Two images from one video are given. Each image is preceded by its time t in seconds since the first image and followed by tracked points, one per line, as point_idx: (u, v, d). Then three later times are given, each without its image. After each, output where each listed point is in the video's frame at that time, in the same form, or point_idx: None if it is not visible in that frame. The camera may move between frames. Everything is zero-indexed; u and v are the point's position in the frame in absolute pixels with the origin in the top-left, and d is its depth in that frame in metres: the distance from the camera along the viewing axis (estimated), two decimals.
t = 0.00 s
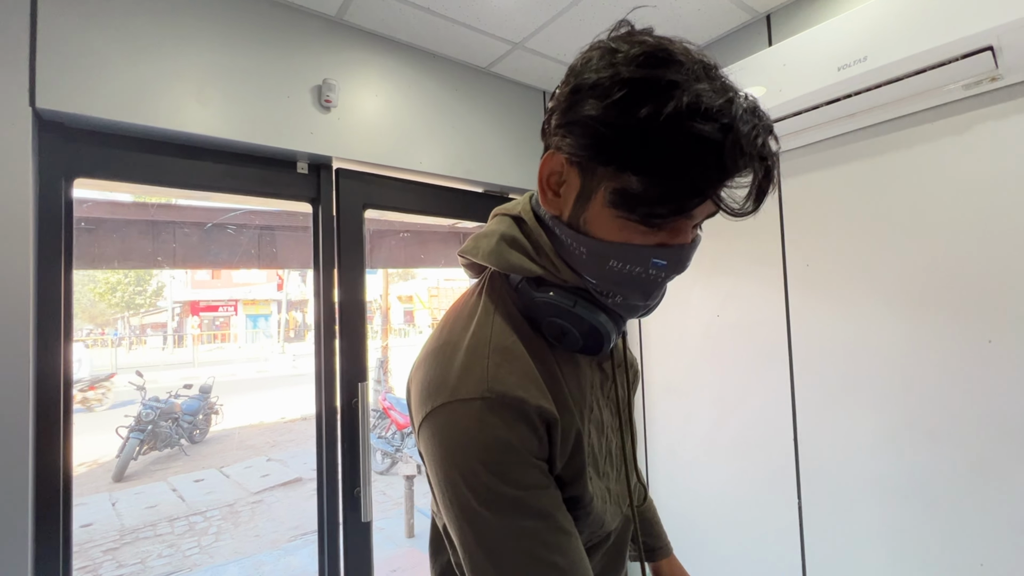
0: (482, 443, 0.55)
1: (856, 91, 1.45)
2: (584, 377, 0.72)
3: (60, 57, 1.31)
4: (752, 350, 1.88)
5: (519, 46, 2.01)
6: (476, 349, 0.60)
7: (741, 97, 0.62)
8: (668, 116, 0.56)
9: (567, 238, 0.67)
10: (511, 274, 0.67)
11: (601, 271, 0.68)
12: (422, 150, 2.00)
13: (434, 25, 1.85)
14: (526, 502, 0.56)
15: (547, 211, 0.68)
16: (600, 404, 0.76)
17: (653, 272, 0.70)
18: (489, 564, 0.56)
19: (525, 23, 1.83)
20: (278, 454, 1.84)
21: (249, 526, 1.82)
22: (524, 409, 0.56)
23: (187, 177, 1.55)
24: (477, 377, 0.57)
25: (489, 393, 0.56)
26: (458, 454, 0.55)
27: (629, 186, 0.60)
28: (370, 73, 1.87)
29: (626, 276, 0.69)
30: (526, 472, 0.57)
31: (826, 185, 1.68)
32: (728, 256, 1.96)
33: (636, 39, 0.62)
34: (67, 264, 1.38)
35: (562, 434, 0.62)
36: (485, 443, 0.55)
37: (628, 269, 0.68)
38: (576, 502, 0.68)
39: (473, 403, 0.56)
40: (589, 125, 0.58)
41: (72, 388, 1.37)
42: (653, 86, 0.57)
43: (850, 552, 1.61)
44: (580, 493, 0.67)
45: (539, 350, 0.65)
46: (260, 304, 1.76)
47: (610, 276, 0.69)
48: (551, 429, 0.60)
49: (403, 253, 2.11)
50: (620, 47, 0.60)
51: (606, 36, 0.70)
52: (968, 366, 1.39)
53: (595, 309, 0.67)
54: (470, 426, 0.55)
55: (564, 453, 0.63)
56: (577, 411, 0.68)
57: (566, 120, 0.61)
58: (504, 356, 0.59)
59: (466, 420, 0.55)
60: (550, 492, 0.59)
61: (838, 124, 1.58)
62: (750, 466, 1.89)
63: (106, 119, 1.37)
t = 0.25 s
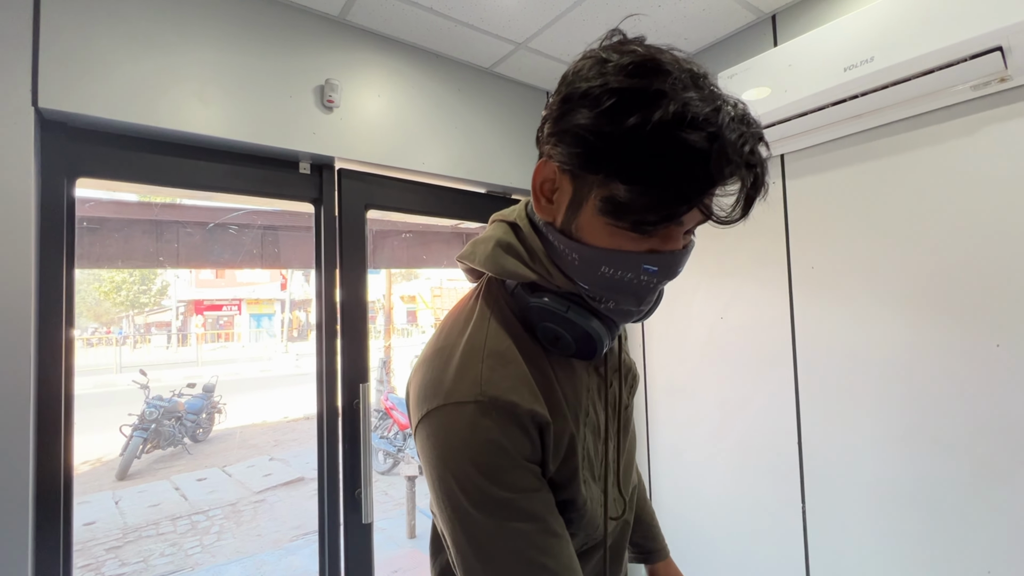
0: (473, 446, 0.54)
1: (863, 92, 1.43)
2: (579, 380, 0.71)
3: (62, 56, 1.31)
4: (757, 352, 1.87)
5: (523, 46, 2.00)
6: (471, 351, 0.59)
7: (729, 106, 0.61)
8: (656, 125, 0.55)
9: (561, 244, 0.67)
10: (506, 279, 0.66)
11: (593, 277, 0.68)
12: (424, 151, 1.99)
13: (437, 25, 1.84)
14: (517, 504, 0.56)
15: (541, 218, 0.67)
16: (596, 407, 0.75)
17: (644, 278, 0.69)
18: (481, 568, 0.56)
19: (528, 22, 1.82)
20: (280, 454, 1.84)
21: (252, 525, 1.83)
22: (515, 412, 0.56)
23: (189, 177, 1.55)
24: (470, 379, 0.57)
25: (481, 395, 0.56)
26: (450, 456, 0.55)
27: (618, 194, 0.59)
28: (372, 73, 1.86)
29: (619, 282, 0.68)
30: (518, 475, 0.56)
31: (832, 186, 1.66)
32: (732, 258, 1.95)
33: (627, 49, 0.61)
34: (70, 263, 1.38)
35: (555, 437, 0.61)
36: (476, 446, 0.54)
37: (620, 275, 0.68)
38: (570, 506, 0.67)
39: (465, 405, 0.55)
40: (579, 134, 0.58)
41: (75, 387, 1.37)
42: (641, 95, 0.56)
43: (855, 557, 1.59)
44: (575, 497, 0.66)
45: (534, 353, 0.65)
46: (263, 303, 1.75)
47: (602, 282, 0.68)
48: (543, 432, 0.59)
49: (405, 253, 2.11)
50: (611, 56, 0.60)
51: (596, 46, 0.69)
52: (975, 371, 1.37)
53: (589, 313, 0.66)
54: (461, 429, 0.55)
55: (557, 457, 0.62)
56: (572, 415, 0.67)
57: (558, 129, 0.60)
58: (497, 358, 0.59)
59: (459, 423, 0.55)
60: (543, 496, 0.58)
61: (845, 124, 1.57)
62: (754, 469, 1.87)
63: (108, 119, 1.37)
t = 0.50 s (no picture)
0: (473, 442, 0.53)
1: (873, 89, 1.41)
2: (581, 377, 0.70)
3: (67, 52, 1.31)
4: (763, 353, 1.85)
5: (528, 43, 1.98)
6: (475, 347, 0.59)
7: (727, 110, 0.60)
8: (656, 129, 0.55)
9: (563, 244, 0.66)
10: (512, 279, 0.66)
11: (595, 276, 0.66)
12: (429, 149, 1.98)
13: (442, 22, 1.83)
14: (514, 500, 0.55)
15: (545, 218, 0.66)
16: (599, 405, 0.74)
17: (645, 277, 0.67)
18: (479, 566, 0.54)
19: (533, 19, 1.80)
20: (284, 452, 1.84)
21: (255, 523, 1.83)
22: (515, 408, 0.55)
23: (192, 174, 1.55)
24: (471, 374, 0.56)
25: (481, 390, 0.55)
26: (449, 451, 0.54)
27: (618, 195, 0.58)
28: (376, 70, 1.86)
29: (621, 280, 0.67)
30: (517, 473, 0.55)
31: (840, 186, 1.64)
32: (738, 258, 1.93)
33: (629, 54, 0.60)
34: (74, 259, 1.38)
35: (555, 435, 0.60)
36: (475, 442, 0.53)
37: (621, 273, 0.66)
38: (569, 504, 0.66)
39: (466, 400, 0.55)
40: (581, 138, 0.57)
41: (79, 383, 1.37)
42: (642, 99, 0.56)
43: (862, 562, 1.58)
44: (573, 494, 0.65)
45: (536, 351, 0.64)
46: (267, 301, 1.75)
47: (603, 281, 0.67)
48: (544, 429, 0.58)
49: (409, 252, 2.10)
50: (613, 61, 0.59)
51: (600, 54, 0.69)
52: (988, 372, 1.34)
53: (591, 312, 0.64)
54: (461, 423, 0.54)
55: (557, 455, 0.61)
56: (573, 413, 0.65)
57: (561, 133, 0.60)
58: (499, 354, 0.58)
59: (459, 417, 0.54)
60: (542, 494, 0.57)
61: (854, 123, 1.56)
62: (759, 471, 1.86)
63: (112, 116, 1.37)
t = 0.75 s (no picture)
0: (477, 425, 0.53)
1: (882, 86, 1.40)
2: (585, 367, 0.69)
3: (71, 47, 1.30)
4: (767, 352, 1.84)
5: (533, 40, 1.97)
6: (483, 331, 0.59)
7: (732, 107, 0.60)
8: (663, 123, 0.55)
9: (571, 235, 0.65)
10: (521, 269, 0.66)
11: (601, 267, 0.65)
12: (433, 145, 1.98)
13: (446, 18, 1.82)
14: (515, 485, 0.54)
15: (553, 211, 0.66)
16: (604, 397, 0.74)
17: (651, 268, 0.66)
18: (476, 549, 0.54)
19: (538, 15, 1.79)
20: (287, 449, 1.83)
21: (259, 518, 1.84)
22: (520, 393, 0.55)
23: (196, 170, 1.54)
24: (478, 358, 0.56)
25: (488, 373, 0.55)
26: (454, 433, 0.53)
27: (626, 187, 0.58)
28: (380, 67, 1.85)
29: (629, 272, 0.66)
30: (520, 457, 0.55)
31: (847, 184, 1.63)
32: (743, 256, 1.92)
33: (636, 54, 0.61)
34: (78, 256, 1.38)
35: (559, 422, 0.60)
36: (480, 424, 0.53)
37: (630, 264, 0.65)
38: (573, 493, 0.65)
39: (473, 381, 0.54)
40: (588, 134, 0.57)
41: (83, 379, 1.37)
42: (649, 95, 0.56)
43: (867, 562, 1.57)
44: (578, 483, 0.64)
45: (541, 339, 0.63)
46: (270, 299, 1.75)
47: (611, 272, 0.65)
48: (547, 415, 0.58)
49: (412, 249, 2.10)
50: (621, 60, 0.59)
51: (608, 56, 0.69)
52: (996, 372, 1.33)
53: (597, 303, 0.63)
54: (467, 405, 0.54)
55: (560, 443, 0.61)
56: (576, 402, 0.65)
57: (569, 131, 0.60)
58: (506, 339, 0.58)
59: (465, 398, 0.54)
60: (542, 480, 0.57)
61: (862, 120, 1.54)
62: (763, 470, 1.85)
63: (116, 111, 1.36)
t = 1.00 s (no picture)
0: (475, 395, 0.53)
1: (896, 77, 1.37)
2: (592, 347, 0.69)
3: (73, 36, 1.29)
4: (775, 348, 1.82)
5: (539, 31, 1.95)
6: (492, 304, 0.59)
7: (717, 67, 0.65)
8: (653, 85, 0.59)
9: (578, 209, 0.68)
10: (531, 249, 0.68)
11: (609, 235, 0.67)
12: (438, 137, 1.96)
13: (452, 8, 1.80)
14: (500, 461, 0.53)
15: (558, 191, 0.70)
16: (614, 380, 0.73)
17: (658, 232, 0.67)
18: (450, 516, 0.54)
19: (545, 6, 1.77)
20: (290, 443, 1.82)
21: (262, 513, 1.84)
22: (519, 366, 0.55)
23: (199, 162, 1.53)
24: (488, 330, 0.56)
25: (491, 344, 0.55)
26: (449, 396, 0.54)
27: (625, 148, 0.62)
28: (385, 58, 1.83)
29: (637, 239, 0.67)
30: (513, 440, 0.54)
31: (857, 177, 1.61)
32: (751, 250, 1.90)
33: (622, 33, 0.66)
34: (81, 249, 1.36)
35: (561, 399, 0.59)
36: (475, 393, 0.53)
37: (637, 231, 0.67)
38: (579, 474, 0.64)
39: (476, 351, 0.55)
40: (585, 107, 0.62)
41: (86, 373, 1.36)
42: (636, 63, 0.61)
43: (875, 559, 1.56)
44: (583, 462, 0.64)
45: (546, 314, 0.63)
46: (273, 294, 1.74)
47: (619, 240, 0.67)
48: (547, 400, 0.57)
49: (416, 244, 2.08)
50: (609, 39, 0.65)
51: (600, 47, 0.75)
52: (1009, 368, 1.31)
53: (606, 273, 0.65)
54: (468, 374, 0.54)
55: (561, 418, 0.60)
56: (581, 379, 0.65)
57: (567, 109, 0.65)
58: (517, 317, 0.58)
59: (467, 366, 0.54)
60: (530, 465, 0.56)
61: (874, 112, 1.51)
62: (770, 466, 1.84)
63: (119, 101, 1.35)
